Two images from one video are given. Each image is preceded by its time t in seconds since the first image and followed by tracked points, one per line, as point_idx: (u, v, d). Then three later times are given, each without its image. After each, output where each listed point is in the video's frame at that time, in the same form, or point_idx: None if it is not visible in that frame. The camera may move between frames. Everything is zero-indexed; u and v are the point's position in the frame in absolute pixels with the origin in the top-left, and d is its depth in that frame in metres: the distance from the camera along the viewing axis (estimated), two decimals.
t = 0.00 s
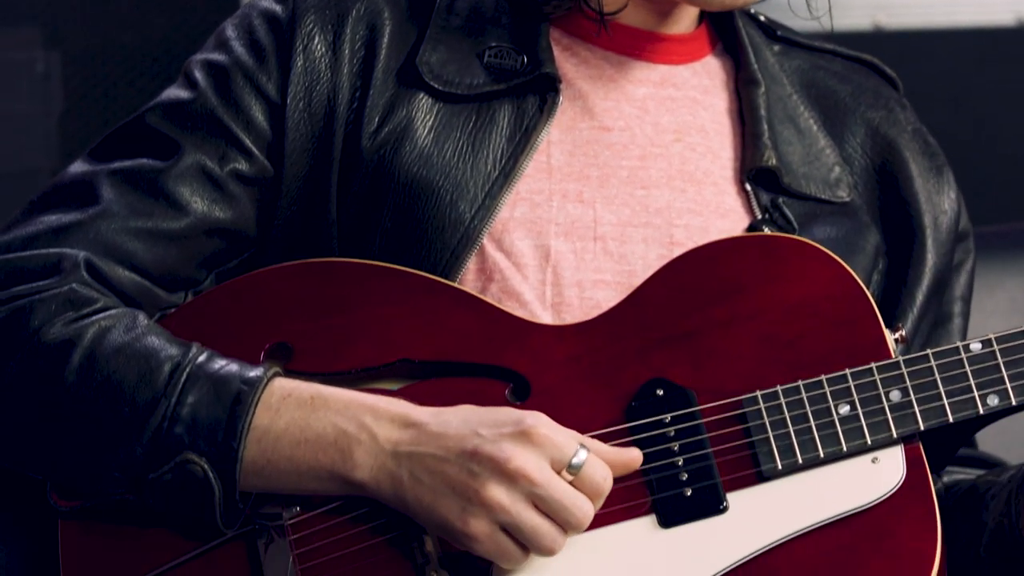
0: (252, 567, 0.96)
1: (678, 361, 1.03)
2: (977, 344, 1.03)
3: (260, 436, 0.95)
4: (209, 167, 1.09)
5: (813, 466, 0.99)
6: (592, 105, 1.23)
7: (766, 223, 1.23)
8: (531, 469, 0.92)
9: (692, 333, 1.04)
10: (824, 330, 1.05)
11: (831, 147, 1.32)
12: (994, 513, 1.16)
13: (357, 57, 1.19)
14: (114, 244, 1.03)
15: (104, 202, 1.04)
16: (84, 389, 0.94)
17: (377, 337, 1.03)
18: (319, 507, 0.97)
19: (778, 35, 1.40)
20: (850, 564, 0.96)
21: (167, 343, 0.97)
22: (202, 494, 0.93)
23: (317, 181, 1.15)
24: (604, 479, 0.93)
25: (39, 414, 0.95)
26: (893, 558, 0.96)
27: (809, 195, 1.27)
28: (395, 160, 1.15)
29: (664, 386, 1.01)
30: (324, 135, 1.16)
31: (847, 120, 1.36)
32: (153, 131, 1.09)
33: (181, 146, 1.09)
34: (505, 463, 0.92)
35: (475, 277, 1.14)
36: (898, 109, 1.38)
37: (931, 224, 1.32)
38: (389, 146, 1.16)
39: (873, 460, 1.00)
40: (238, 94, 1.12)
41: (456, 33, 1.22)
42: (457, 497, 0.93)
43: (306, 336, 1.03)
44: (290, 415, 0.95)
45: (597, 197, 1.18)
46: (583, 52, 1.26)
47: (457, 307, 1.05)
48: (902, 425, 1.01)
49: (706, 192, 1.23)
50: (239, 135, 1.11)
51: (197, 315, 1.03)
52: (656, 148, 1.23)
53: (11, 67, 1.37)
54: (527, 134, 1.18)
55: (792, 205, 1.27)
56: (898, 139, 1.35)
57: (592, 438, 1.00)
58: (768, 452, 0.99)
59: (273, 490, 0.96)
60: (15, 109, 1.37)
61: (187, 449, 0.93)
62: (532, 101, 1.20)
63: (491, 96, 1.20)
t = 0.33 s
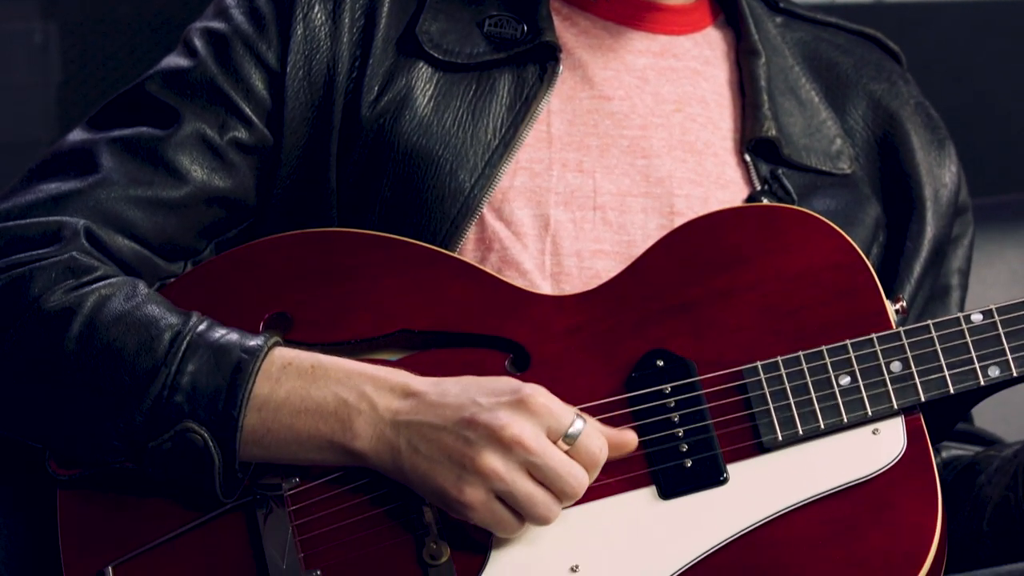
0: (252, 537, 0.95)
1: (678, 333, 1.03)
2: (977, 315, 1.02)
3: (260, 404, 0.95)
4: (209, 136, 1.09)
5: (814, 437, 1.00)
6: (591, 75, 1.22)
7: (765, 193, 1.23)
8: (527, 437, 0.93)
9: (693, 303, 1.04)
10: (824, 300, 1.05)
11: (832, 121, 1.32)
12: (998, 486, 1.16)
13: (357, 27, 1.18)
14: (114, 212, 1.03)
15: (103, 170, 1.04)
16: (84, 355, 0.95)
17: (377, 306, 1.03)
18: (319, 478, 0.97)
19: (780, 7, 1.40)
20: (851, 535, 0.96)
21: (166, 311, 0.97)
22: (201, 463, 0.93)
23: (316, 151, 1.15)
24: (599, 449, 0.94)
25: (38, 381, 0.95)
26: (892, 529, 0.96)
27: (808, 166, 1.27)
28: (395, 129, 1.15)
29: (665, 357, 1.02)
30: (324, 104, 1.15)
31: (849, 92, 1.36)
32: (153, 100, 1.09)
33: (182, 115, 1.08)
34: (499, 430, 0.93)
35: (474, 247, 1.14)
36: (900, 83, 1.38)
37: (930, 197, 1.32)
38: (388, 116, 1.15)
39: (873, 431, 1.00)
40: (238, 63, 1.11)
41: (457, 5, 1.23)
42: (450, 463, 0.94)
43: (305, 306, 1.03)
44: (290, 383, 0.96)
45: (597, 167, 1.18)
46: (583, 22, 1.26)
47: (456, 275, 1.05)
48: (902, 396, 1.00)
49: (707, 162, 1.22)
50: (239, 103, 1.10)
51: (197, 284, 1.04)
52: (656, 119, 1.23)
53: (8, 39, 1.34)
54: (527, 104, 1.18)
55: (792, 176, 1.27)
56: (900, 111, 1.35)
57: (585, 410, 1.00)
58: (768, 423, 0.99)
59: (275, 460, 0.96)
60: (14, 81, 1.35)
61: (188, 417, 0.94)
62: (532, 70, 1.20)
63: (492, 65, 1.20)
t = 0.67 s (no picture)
0: (247, 504, 0.96)
1: (674, 298, 1.04)
2: (973, 281, 1.02)
3: (257, 368, 0.96)
4: (204, 104, 1.08)
5: (811, 403, 1.00)
6: (586, 41, 1.22)
7: (763, 155, 1.24)
8: (515, 389, 0.93)
9: (689, 268, 1.05)
10: (821, 267, 1.05)
11: (826, 83, 1.33)
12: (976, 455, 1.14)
13: None
14: (107, 179, 1.03)
15: (97, 138, 1.04)
16: (79, 322, 0.95)
17: (375, 272, 1.04)
18: (318, 443, 0.98)
19: None
20: (847, 502, 0.97)
21: (162, 279, 0.97)
22: (197, 428, 0.94)
23: (312, 118, 1.15)
24: (592, 402, 0.94)
25: (34, 348, 0.96)
26: (888, 494, 0.97)
27: (805, 128, 1.28)
28: (390, 96, 1.15)
29: (661, 323, 1.03)
30: (319, 72, 1.15)
31: (843, 55, 1.36)
32: (149, 69, 1.08)
33: (177, 84, 1.08)
34: (487, 381, 0.93)
35: (469, 214, 1.15)
36: (895, 45, 1.38)
37: (925, 159, 1.32)
38: (383, 83, 1.15)
39: (869, 397, 1.00)
40: (233, 32, 1.11)
41: None
42: (441, 417, 0.94)
43: (304, 272, 1.03)
44: (285, 345, 0.96)
45: (592, 133, 1.19)
46: None
47: (454, 242, 1.05)
48: (898, 361, 1.01)
49: (703, 127, 1.23)
50: (233, 72, 1.10)
51: (194, 250, 1.04)
52: (651, 84, 1.23)
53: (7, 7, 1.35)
54: (522, 72, 1.18)
55: (790, 138, 1.28)
56: (895, 76, 1.35)
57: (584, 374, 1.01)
58: (764, 390, 1.00)
59: (270, 423, 0.97)
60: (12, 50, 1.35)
61: (184, 383, 0.94)
62: (527, 38, 1.20)
63: (487, 33, 1.20)
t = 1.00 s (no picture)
0: (246, 476, 0.97)
1: (673, 267, 1.04)
2: (972, 249, 1.01)
3: (254, 339, 0.96)
4: (200, 76, 1.08)
5: (808, 371, 1.01)
6: (582, 10, 1.22)
7: (759, 123, 1.24)
8: (514, 356, 0.93)
9: (684, 237, 1.05)
10: (816, 235, 1.05)
11: (822, 51, 1.33)
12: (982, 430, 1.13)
13: None
14: (104, 151, 1.02)
15: (94, 109, 1.03)
16: (79, 294, 0.95)
17: (372, 242, 1.04)
18: (317, 414, 0.99)
19: None
20: (841, 471, 0.98)
21: (159, 250, 0.97)
22: (196, 400, 0.94)
23: (310, 87, 1.15)
24: (589, 370, 0.94)
25: (32, 320, 0.96)
26: (883, 463, 0.98)
27: (800, 96, 1.29)
28: (388, 67, 1.15)
29: (658, 292, 1.03)
30: (315, 42, 1.15)
31: (838, 24, 1.36)
32: (143, 40, 1.07)
33: (172, 54, 1.07)
34: (487, 349, 0.93)
35: (468, 183, 1.16)
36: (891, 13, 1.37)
37: (918, 130, 1.31)
38: (381, 53, 1.15)
39: (867, 365, 1.01)
40: (230, 3, 1.10)
41: None
42: (439, 386, 0.94)
43: (303, 242, 1.04)
44: (283, 316, 0.96)
45: (589, 102, 1.19)
46: None
47: (451, 212, 1.05)
48: (896, 330, 1.01)
49: (699, 96, 1.23)
50: (229, 42, 1.09)
51: (193, 220, 1.04)
52: (648, 53, 1.23)
53: None
54: (520, 42, 1.18)
55: (785, 106, 1.28)
56: (889, 42, 1.34)
57: (585, 342, 1.02)
58: (762, 358, 1.01)
59: (268, 394, 0.97)
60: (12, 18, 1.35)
61: (183, 354, 0.94)
62: (524, 6, 1.19)
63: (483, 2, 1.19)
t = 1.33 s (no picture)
0: (244, 453, 0.97)
1: (671, 245, 1.04)
2: (970, 226, 1.01)
3: (252, 318, 0.96)
4: (200, 53, 1.07)
5: (807, 348, 1.01)
6: None
7: (756, 104, 1.24)
8: (512, 340, 0.93)
9: (683, 215, 1.05)
10: (813, 213, 1.05)
11: (821, 33, 1.32)
12: (984, 407, 1.13)
13: None
14: (103, 128, 1.02)
15: (92, 86, 1.02)
16: (77, 271, 0.95)
17: (371, 219, 1.04)
18: (312, 392, 0.99)
19: None
20: (839, 449, 0.98)
21: (158, 228, 0.97)
22: (195, 378, 0.94)
23: (309, 65, 1.15)
24: (589, 353, 0.94)
25: (30, 297, 0.96)
26: (881, 441, 0.98)
27: (799, 77, 1.29)
28: (387, 44, 1.14)
29: (657, 270, 1.03)
30: (314, 20, 1.15)
31: (838, 5, 1.35)
32: (144, 18, 1.07)
33: (172, 31, 1.06)
34: (485, 333, 0.93)
35: (467, 161, 1.16)
36: None
37: (918, 110, 1.31)
38: (380, 31, 1.15)
39: (866, 342, 1.01)
40: None
41: None
42: (437, 368, 0.94)
43: (301, 222, 1.03)
44: (281, 295, 0.97)
45: (589, 81, 1.19)
46: None
47: (450, 188, 1.05)
48: (895, 308, 1.01)
49: (699, 75, 1.23)
50: (228, 20, 1.09)
51: (191, 199, 1.04)
52: (647, 32, 1.23)
53: None
54: (519, 20, 1.18)
55: (783, 87, 1.28)
56: (889, 23, 1.33)
57: (584, 321, 1.02)
58: (761, 336, 1.01)
59: (268, 373, 0.97)
60: None
61: (181, 332, 0.95)
62: None
63: None
